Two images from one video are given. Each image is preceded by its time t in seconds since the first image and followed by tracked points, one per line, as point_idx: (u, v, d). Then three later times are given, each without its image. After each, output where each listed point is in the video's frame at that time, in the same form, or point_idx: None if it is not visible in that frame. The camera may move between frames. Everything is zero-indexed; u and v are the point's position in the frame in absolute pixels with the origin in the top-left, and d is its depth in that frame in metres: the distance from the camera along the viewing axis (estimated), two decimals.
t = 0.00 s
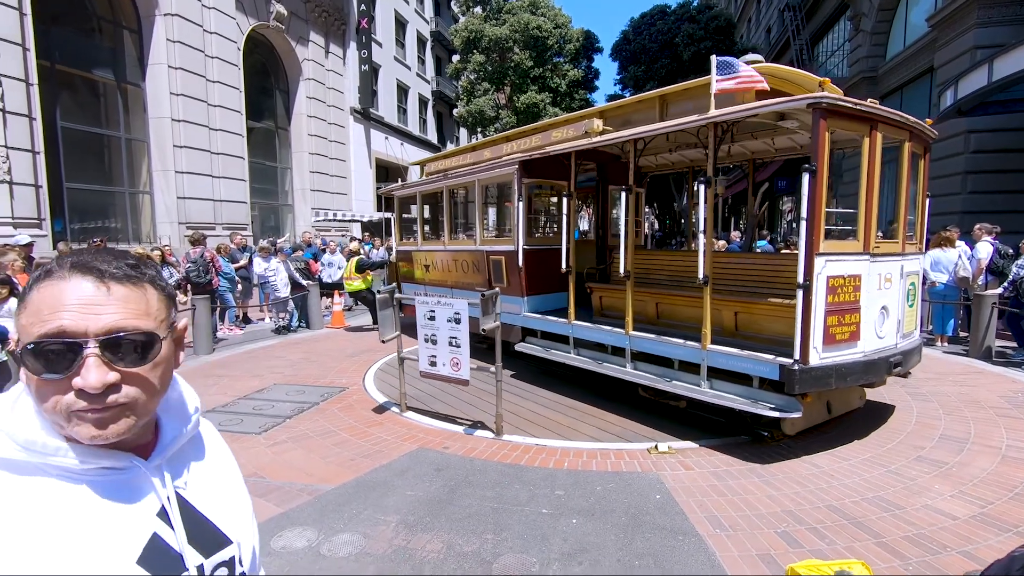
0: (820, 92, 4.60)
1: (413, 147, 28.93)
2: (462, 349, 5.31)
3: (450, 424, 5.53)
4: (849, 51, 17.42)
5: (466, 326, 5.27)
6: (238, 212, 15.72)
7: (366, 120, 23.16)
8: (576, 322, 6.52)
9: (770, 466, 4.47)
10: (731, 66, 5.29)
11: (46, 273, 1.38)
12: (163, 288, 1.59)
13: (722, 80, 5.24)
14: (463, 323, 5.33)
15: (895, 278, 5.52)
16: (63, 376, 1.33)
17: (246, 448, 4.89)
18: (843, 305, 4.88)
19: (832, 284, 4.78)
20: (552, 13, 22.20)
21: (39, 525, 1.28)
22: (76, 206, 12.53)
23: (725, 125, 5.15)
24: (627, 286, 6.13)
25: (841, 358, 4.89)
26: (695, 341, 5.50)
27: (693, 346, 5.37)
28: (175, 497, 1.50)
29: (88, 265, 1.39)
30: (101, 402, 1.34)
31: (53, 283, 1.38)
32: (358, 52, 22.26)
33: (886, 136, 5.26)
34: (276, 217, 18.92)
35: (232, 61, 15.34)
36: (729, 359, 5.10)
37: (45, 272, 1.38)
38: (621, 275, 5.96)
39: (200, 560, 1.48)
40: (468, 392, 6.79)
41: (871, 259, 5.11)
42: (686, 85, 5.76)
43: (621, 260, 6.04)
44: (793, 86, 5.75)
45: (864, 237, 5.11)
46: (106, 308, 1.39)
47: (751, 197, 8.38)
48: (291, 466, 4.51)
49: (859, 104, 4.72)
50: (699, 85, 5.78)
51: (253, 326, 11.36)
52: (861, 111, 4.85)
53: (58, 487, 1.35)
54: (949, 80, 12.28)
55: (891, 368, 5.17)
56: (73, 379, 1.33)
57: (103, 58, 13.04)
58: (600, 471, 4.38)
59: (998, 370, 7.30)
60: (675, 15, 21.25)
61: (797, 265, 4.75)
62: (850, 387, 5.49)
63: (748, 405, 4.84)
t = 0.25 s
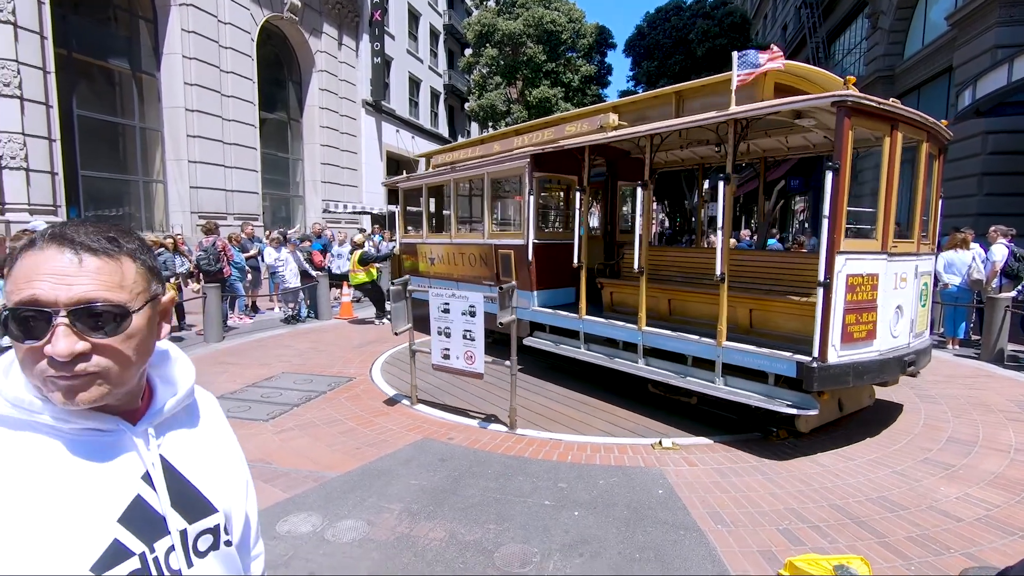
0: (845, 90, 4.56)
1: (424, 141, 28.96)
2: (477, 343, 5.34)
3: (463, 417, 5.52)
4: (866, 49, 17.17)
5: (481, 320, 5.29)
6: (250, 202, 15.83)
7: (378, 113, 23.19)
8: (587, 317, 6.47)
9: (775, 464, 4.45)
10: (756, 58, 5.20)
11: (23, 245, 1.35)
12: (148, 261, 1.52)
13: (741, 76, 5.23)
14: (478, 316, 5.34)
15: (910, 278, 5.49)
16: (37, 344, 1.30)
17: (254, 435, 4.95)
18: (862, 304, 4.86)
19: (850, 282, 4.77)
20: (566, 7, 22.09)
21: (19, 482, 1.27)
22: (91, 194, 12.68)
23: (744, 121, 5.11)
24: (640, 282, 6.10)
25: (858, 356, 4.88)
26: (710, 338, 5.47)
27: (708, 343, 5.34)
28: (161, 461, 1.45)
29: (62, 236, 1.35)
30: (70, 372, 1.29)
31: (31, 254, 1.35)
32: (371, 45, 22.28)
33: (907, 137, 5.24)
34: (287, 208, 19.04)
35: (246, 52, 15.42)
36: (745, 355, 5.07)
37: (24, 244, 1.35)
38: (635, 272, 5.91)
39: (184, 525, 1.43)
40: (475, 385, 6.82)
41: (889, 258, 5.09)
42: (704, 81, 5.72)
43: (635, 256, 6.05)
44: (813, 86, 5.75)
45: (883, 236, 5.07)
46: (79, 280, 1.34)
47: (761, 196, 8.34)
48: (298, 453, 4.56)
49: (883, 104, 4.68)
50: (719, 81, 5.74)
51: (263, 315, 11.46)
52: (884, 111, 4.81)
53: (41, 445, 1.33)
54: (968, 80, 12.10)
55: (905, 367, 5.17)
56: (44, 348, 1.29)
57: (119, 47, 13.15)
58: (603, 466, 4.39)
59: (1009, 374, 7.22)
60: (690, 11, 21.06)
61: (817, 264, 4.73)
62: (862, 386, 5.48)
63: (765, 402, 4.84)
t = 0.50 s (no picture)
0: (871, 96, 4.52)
1: (437, 140, 29.05)
2: (494, 344, 5.34)
3: (479, 419, 5.49)
4: (886, 51, 16.93)
5: (499, 322, 5.29)
6: (264, 199, 15.99)
7: (392, 111, 23.29)
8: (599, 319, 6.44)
9: (782, 471, 4.43)
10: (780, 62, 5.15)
11: None
12: (110, 261, 1.54)
13: (765, 81, 5.18)
14: (496, 318, 5.35)
15: (927, 286, 5.47)
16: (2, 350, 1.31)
17: (263, 430, 5.01)
18: (882, 311, 4.85)
19: (872, 288, 4.77)
20: (581, 7, 22.04)
21: None
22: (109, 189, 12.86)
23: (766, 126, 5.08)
24: (656, 285, 6.07)
25: (877, 363, 4.87)
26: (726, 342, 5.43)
27: (725, 347, 5.31)
28: (140, 463, 1.47)
29: (21, 240, 1.37)
30: (37, 375, 1.31)
31: None
32: (386, 44, 22.38)
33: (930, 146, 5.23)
34: (301, 205, 19.19)
35: (263, 50, 15.57)
36: (763, 360, 5.04)
37: None
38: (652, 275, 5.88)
39: (170, 526, 1.45)
40: (484, 385, 6.85)
41: (909, 265, 5.08)
42: (726, 84, 5.69)
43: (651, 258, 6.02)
44: (833, 92, 5.74)
45: (904, 243, 5.03)
46: (42, 283, 1.36)
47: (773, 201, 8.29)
48: (306, 449, 4.62)
49: (908, 111, 4.65)
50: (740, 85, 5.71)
51: (275, 312, 11.58)
52: (907, 118, 4.78)
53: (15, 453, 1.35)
54: (989, 83, 11.89)
55: (923, 374, 5.15)
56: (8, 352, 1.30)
57: (139, 45, 13.34)
58: (608, 468, 4.40)
59: None
60: (707, 11, 20.90)
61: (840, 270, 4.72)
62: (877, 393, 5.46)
63: (784, 406, 4.81)
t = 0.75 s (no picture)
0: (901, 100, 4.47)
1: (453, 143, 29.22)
2: (516, 349, 5.30)
3: (502, 425, 5.42)
4: (908, 51, 16.63)
5: (521, 327, 5.25)
6: (283, 202, 16.24)
7: (409, 115, 23.48)
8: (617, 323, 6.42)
9: (797, 478, 4.37)
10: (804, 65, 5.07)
11: None
12: (83, 267, 1.40)
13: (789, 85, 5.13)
14: (518, 323, 5.30)
15: (952, 290, 5.39)
16: None
17: (278, 431, 5.08)
18: (910, 316, 4.79)
19: (901, 293, 4.72)
20: (598, 10, 21.98)
21: None
22: (134, 193, 13.16)
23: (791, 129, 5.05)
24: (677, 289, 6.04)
25: (905, 368, 4.80)
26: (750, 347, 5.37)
27: (749, 352, 5.25)
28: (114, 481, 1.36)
29: None
30: None
31: None
32: (403, 49, 22.57)
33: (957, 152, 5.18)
34: (319, 208, 19.43)
35: (282, 56, 15.82)
36: (789, 365, 4.98)
37: None
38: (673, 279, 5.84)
39: (149, 548, 1.33)
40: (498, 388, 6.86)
41: (936, 270, 5.00)
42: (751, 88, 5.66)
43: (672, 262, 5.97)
44: (856, 97, 5.71)
45: (931, 247, 4.97)
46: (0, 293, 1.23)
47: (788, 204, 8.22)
48: (321, 450, 4.67)
49: (938, 114, 4.59)
50: (762, 88, 5.69)
51: (293, 313, 11.74)
52: (936, 121, 4.70)
53: None
54: (1016, 84, 11.61)
55: (950, 379, 5.08)
56: None
57: (163, 52, 13.64)
58: (620, 474, 4.38)
59: None
60: (725, 12, 20.73)
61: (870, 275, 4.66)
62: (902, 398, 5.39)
63: (812, 412, 4.75)
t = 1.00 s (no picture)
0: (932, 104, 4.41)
1: (468, 148, 29.37)
2: (538, 355, 5.26)
3: (525, 433, 5.36)
4: (930, 51, 16.34)
5: (544, 332, 5.21)
6: (300, 208, 16.47)
7: (424, 121, 23.65)
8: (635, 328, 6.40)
9: (814, 486, 4.29)
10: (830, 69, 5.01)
11: None
12: (48, 281, 1.28)
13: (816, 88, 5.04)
14: (540, 329, 5.26)
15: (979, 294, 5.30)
16: None
17: (293, 435, 5.14)
18: (941, 320, 4.71)
19: (933, 298, 4.64)
20: (613, 14, 21.92)
21: None
22: (156, 199, 13.44)
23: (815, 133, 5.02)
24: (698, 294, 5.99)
25: (936, 374, 4.72)
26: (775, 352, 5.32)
27: (774, 357, 5.19)
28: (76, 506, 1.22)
29: None
30: None
31: None
32: (419, 55, 22.73)
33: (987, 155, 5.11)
34: (336, 213, 19.65)
35: (300, 64, 16.08)
36: (815, 371, 4.92)
37: None
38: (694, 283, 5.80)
39: None
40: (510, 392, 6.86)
41: (964, 273, 4.92)
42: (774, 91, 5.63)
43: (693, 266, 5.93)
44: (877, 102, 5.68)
45: (959, 251, 4.89)
46: None
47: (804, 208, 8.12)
48: (335, 454, 4.71)
49: (969, 117, 4.54)
50: (784, 92, 5.67)
51: (310, 317, 11.88)
52: (966, 125, 4.62)
53: None
54: None
55: (979, 384, 5.00)
56: None
57: (185, 61, 13.94)
58: (633, 480, 4.34)
59: None
60: (741, 15, 20.56)
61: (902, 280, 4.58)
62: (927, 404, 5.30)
63: (841, 418, 4.68)
